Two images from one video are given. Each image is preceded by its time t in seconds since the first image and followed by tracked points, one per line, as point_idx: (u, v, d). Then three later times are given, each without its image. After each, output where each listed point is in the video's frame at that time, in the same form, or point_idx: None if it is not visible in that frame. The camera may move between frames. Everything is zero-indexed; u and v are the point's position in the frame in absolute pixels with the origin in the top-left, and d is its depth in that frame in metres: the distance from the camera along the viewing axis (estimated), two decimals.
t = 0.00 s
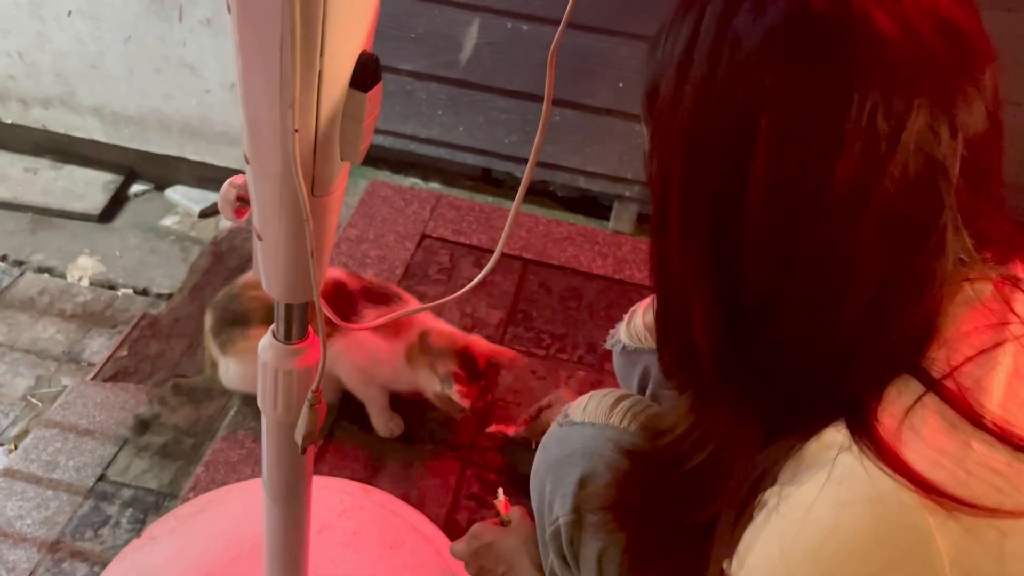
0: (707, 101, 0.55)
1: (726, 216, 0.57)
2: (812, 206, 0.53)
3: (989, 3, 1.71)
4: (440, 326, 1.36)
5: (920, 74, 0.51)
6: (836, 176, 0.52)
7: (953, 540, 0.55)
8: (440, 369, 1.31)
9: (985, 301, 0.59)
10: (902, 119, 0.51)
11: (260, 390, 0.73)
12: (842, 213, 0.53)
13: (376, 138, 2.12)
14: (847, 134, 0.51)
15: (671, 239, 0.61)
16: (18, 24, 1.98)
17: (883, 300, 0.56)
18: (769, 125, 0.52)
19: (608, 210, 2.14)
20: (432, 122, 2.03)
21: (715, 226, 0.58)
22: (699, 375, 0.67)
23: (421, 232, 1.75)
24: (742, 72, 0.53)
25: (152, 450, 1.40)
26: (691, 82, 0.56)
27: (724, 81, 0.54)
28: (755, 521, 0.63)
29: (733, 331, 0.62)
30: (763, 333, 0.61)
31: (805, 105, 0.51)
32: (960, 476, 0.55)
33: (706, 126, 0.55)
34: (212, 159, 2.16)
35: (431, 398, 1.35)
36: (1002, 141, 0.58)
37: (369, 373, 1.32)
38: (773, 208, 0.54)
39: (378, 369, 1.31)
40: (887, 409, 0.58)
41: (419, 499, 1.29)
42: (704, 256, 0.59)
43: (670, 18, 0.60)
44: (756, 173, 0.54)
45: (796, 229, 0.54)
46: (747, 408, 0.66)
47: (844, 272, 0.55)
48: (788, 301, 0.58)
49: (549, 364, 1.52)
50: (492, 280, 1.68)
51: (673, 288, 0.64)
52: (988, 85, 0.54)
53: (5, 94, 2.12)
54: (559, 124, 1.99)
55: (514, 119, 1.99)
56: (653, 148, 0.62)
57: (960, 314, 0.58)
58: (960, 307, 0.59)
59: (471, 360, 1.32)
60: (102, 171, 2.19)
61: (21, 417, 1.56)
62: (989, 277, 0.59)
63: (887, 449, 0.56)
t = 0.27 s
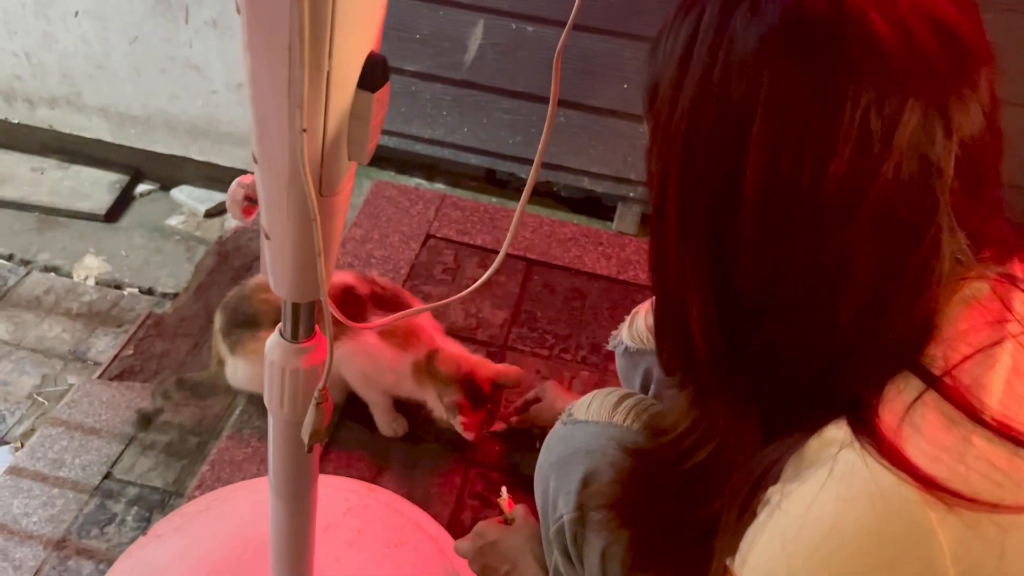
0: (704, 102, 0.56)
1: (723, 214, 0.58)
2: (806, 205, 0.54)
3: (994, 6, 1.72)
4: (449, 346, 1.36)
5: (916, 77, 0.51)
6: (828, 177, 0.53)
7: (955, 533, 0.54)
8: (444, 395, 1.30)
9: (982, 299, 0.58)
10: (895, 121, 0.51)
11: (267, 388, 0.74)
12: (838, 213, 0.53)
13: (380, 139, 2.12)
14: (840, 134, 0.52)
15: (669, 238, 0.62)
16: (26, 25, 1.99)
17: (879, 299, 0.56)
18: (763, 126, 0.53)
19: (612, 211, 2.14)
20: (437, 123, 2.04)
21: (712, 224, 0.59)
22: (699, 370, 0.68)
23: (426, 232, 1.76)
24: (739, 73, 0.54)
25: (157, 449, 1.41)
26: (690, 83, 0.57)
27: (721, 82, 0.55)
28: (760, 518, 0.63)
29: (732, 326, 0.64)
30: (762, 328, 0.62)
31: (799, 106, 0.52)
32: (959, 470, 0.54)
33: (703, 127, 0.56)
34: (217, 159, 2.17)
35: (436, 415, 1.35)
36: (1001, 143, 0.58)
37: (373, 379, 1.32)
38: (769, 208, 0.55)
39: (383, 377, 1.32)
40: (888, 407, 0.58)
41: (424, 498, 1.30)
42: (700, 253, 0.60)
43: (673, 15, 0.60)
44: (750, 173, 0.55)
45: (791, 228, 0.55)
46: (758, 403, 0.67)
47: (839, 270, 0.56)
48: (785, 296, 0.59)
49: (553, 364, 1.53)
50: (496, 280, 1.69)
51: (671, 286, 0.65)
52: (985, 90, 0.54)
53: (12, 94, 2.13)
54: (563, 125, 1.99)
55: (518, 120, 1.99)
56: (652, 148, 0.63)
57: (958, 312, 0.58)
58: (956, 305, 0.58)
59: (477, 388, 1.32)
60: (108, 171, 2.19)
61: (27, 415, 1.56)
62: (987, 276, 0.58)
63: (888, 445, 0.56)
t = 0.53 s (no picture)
0: (702, 103, 0.56)
1: (720, 214, 0.58)
2: (804, 205, 0.54)
3: (997, 6, 1.72)
4: (459, 352, 1.37)
5: (913, 78, 0.52)
6: (825, 175, 0.53)
7: (950, 533, 0.54)
8: (456, 404, 1.34)
9: (981, 300, 0.59)
10: (892, 121, 0.51)
11: (270, 387, 0.74)
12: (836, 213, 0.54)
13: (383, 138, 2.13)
14: (838, 135, 0.52)
15: (667, 237, 0.62)
16: (30, 25, 2.00)
17: (877, 296, 0.57)
18: (761, 125, 0.53)
19: (615, 211, 2.15)
20: (440, 123, 2.04)
21: (711, 225, 0.59)
22: (698, 368, 0.68)
23: (428, 232, 1.76)
24: (738, 73, 0.54)
25: (161, 447, 1.41)
26: (688, 83, 0.57)
27: (720, 82, 0.55)
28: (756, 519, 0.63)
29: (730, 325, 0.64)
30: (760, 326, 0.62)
31: (797, 106, 0.52)
32: (955, 470, 0.54)
33: (701, 128, 0.56)
34: (221, 158, 2.17)
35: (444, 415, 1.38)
36: (998, 144, 0.58)
37: (382, 380, 1.33)
38: (768, 208, 0.55)
39: (392, 380, 1.33)
40: (884, 408, 0.58)
41: (425, 497, 1.30)
42: (699, 253, 0.61)
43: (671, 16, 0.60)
44: (748, 175, 0.55)
45: (790, 228, 0.55)
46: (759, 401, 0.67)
47: (837, 268, 0.56)
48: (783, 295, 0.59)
49: (555, 363, 1.53)
50: (499, 280, 1.69)
51: (671, 284, 0.65)
52: (981, 93, 0.54)
53: (16, 93, 2.14)
54: (565, 125, 1.99)
55: (520, 120, 2.00)
56: (650, 149, 0.63)
57: (957, 312, 0.58)
58: (954, 305, 0.59)
59: (485, 398, 1.35)
60: (112, 170, 2.20)
61: (32, 414, 1.57)
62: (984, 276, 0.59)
63: (885, 446, 0.56)
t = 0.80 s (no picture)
0: (717, 96, 0.56)
1: (731, 211, 0.59)
2: (817, 198, 0.54)
3: (1001, 3, 1.71)
4: (472, 346, 1.37)
5: (927, 73, 0.52)
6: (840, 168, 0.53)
7: (951, 525, 0.56)
8: (469, 391, 1.33)
9: (985, 296, 0.60)
10: (904, 120, 0.52)
11: (277, 380, 0.75)
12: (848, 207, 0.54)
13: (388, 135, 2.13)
14: (852, 128, 0.52)
15: (678, 231, 0.63)
16: (36, 22, 2.00)
17: (876, 297, 0.57)
18: (774, 123, 0.54)
19: (618, 208, 2.15)
20: (444, 120, 2.05)
21: (721, 218, 0.59)
22: (706, 365, 0.69)
23: (432, 228, 1.77)
24: (751, 71, 0.54)
25: (167, 441, 1.42)
26: (700, 81, 0.57)
27: (732, 81, 0.55)
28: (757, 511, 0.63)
29: (737, 323, 0.64)
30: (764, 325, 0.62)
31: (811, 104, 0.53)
32: (958, 464, 0.55)
33: (715, 121, 0.57)
34: (225, 155, 2.18)
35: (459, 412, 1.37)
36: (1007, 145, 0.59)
37: (394, 374, 1.33)
38: (780, 202, 0.56)
39: (404, 373, 1.33)
40: (889, 399, 0.59)
41: (430, 491, 1.31)
42: (709, 247, 0.61)
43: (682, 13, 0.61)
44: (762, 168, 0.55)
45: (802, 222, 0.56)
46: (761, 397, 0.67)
47: (843, 266, 0.56)
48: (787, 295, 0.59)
49: (558, 359, 1.54)
50: (503, 276, 1.70)
51: (678, 282, 0.66)
52: (994, 87, 0.55)
53: (21, 89, 2.15)
54: (569, 122, 2.00)
55: (524, 116, 2.00)
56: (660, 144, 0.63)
57: (965, 306, 0.60)
58: (963, 301, 0.60)
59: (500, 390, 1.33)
60: (117, 167, 2.21)
61: (38, 408, 1.58)
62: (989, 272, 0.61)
63: (889, 439, 0.57)
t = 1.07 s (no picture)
0: (747, 91, 0.55)
1: (753, 210, 0.58)
2: (847, 199, 0.54)
3: None
4: (467, 332, 1.39)
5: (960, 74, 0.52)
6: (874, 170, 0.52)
7: (952, 523, 0.56)
8: (470, 373, 1.35)
9: (993, 291, 0.60)
10: (939, 120, 0.52)
11: (275, 375, 0.75)
12: (878, 208, 0.54)
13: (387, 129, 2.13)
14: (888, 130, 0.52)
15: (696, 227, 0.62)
16: (34, 15, 2.00)
17: (896, 294, 0.57)
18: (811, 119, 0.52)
19: (618, 202, 2.15)
20: (444, 114, 2.04)
21: (742, 217, 0.58)
22: (712, 361, 0.68)
23: (432, 222, 1.76)
24: (785, 67, 0.53)
25: (166, 436, 1.42)
26: (727, 70, 0.56)
27: (764, 75, 0.54)
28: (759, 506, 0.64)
29: (747, 320, 0.63)
30: (775, 323, 0.62)
31: (853, 102, 0.51)
32: (960, 461, 0.56)
33: (742, 117, 0.55)
34: (225, 149, 2.18)
35: (457, 398, 1.37)
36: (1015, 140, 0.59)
37: (393, 367, 1.33)
38: (808, 202, 0.55)
39: (403, 365, 1.33)
40: (892, 393, 0.59)
41: (429, 486, 1.31)
42: (728, 245, 0.60)
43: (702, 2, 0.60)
44: (792, 167, 0.54)
45: (828, 223, 0.55)
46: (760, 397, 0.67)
47: (865, 265, 0.56)
48: (808, 293, 0.59)
49: (558, 353, 1.53)
50: (502, 270, 1.69)
51: (691, 276, 0.65)
52: (1013, 82, 0.55)
53: (20, 83, 2.14)
54: (570, 116, 1.99)
55: (524, 110, 2.00)
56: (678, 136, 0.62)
57: (973, 302, 0.59)
58: (970, 300, 0.59)
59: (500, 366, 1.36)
60: (117, 161, 2.21)
61: (37, 402, 1.58)
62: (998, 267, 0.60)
63: (891, 436, 0.58)
